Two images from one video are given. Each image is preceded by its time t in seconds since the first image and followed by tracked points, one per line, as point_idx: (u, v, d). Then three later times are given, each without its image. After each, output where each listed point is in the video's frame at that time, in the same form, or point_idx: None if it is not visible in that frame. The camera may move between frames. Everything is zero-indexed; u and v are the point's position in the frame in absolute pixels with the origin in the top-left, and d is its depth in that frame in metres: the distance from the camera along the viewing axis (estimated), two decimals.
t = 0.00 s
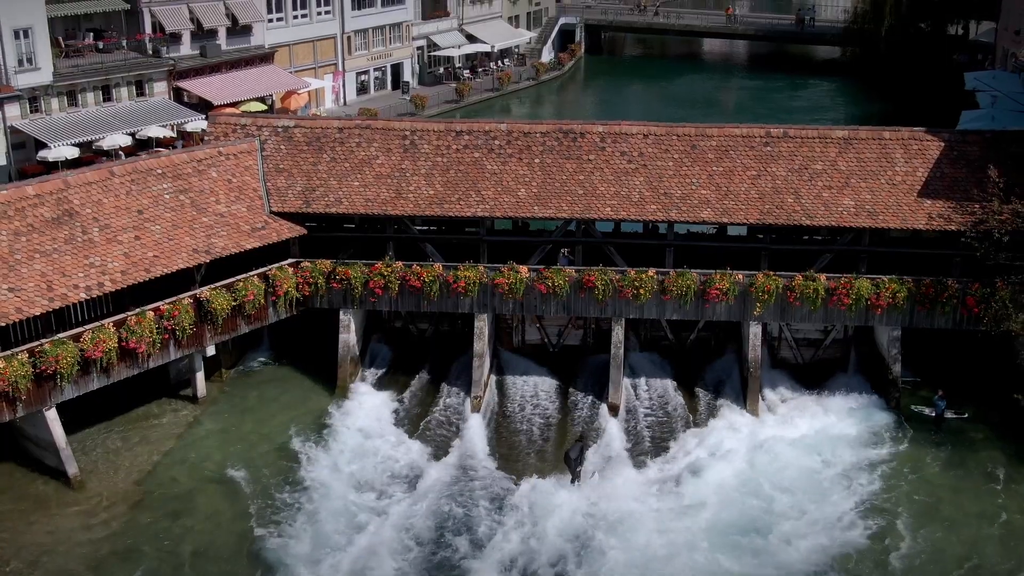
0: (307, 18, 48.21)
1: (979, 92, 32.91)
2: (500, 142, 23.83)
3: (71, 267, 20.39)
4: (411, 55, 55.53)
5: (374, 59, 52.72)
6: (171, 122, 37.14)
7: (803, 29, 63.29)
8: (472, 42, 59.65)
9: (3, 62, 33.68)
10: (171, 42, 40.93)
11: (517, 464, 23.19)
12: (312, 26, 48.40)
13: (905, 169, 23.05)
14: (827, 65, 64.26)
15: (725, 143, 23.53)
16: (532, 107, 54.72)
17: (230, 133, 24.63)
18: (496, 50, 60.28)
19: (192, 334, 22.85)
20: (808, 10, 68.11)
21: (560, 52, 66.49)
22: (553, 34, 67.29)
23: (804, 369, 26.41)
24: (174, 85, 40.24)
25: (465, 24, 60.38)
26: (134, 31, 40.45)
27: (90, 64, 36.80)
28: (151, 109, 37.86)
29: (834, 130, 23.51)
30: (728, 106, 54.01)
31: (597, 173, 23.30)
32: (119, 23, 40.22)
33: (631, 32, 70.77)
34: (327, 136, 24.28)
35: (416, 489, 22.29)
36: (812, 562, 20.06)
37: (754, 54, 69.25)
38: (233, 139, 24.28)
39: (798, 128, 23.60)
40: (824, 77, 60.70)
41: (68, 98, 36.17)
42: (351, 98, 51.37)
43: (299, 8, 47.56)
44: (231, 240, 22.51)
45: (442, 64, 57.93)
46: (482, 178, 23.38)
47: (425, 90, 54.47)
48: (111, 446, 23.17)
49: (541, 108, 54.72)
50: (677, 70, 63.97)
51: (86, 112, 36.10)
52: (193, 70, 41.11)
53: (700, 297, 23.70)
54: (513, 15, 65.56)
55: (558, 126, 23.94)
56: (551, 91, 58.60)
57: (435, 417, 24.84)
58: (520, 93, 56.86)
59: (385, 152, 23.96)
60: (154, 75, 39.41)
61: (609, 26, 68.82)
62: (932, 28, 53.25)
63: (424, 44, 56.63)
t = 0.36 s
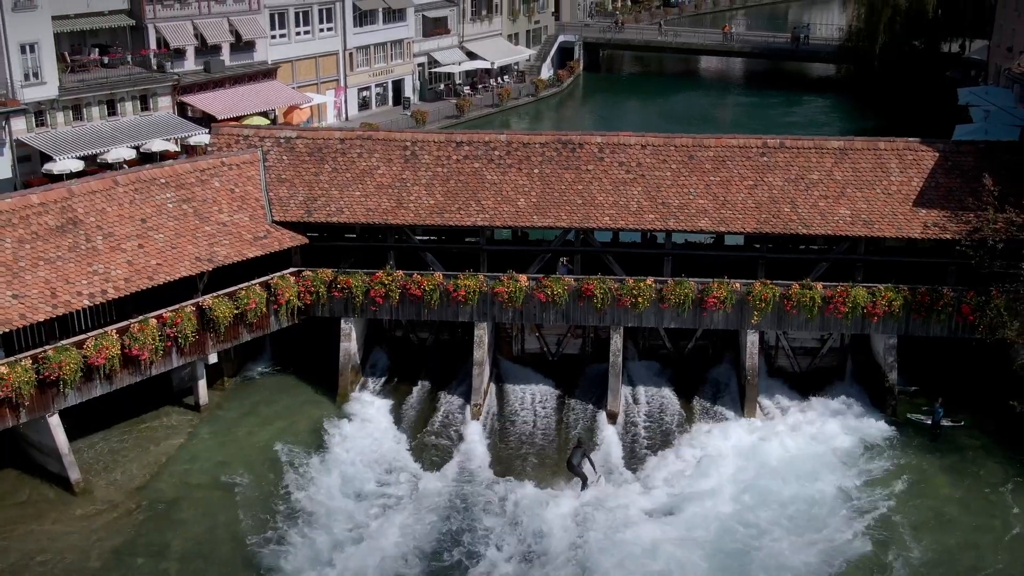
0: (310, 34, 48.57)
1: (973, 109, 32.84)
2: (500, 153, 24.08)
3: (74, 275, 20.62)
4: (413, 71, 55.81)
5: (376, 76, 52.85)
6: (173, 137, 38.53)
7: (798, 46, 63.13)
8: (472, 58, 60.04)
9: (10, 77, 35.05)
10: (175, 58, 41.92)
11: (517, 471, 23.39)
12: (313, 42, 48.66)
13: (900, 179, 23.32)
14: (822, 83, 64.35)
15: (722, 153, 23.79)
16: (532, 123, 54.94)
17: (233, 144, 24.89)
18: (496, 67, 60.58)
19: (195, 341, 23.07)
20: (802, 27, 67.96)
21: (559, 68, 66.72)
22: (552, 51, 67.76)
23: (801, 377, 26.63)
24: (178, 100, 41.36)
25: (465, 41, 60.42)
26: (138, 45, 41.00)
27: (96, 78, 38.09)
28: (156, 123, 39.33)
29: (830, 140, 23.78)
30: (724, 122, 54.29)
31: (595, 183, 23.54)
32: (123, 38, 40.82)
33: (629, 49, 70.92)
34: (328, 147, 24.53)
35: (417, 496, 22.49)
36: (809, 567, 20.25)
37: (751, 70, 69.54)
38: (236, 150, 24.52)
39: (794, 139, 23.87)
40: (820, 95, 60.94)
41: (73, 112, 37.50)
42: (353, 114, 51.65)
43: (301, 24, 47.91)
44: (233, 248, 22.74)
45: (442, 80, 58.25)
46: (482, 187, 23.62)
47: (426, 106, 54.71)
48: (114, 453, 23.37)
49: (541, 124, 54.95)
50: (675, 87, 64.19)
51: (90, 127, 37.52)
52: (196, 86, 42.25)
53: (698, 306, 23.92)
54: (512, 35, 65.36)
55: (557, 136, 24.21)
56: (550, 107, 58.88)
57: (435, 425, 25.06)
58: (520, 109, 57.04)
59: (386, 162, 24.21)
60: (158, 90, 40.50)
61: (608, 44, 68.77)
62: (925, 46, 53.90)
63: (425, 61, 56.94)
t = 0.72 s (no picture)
0: (313, 50, 49.10)
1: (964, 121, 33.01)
2: (499, 163, 24.34)
3: (78, 282, 20.85)
4: (415, 87, 56.12)
5: (378, 91, 53.13)
6: (177, 150, 38.99)
7: (794, 63, 63.35)
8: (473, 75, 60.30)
9: (16, 90, 35.71)
10: (180, 73, 42.56)
11: (516, 478, 23.60)
12: (316, 58, 49.19)
13: (895, 189, 23.58)
14: (816, 99, 64.55)
15: (719, 164, 24.06)
16: (532, 138, 55.10)
17: (236, 154, 25.15)
18: (496, 83, 60.83)
19: (196, 349, 23.29)
20: (797, 43, 68.12)
21: (558, 85, 67.01)
22: (551, 68, 68.08)
23: (798, 386, 26.91)
24: (182, 114, 41.96)
25: (465, 59, 60.72)
26: (142, 62, 41.43)
27: (101, 93, 38.47)
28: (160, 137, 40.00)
29: (825, 151, 24.06)
30: (721, 137, 54.54)
31: (594, 193, 23.79)
32: (128, 54, 41.17)
33: (627, 66, 71.18)
34: (330, 158, 24.79)
35: (417, 503, 22.70)
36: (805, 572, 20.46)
37: (747, 87, 69.82)
38: (238, 161, 24.78)
39: (790, 150, 24.15)
40: (816, 110, 61.15)
41: (78, 126, 38.09)
42: (354, 129, 51.91)
43: (304, 41, 48.53)
44: (236, 257, 22.97)
45: (443, 96, 58.57)
46: (481, 198, 23.86)
47: (427, 121, 54.93)
48: (116, 459, 23.59)
49: (540, 139, 55.13)
50: (674, 103, 64.48)
51: (94, 141, 38.07)
52: (199, 100, 42.69)
53: (695, 314, 24.17)
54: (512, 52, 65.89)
55: (556, 147, 24.48)
56: (550, 123, 59.13)
57: (435, 433, 25.29)
58: (520, 124, 57.30)
59: (387, 173, 24.46)
60: (162, 104, 41.10)
61: (606, 61, 68.92)
62: (918, 63, 54.99)
63: (425, 78, 57.16)
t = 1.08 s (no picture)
0: (314, 66, 49.29)
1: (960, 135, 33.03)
2: (498, 173, 24.60)
3: (81, 288, 21.08)
4: (416, 102, 56.39)
5: (380, 107, 53.30)
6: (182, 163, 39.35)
7: (790, 80, 63.56)
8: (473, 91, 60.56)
9: (22, 104, 36.02)
10: (184, 87, 42.96)
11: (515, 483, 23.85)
12: (318, 74, 49.41)
13: (889, 199, 23.85)
14: (811, 115, 64.73)
15: (716, 173, 24.33)
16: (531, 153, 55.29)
17: (238, 165, 25.41)
18: (496, 99, 61.08)
19: (199, 356, 23.51)
20: (793, 60, 68.25)
21: (557, 101, 67.28)
22: (550, 85, 68.33)
23: (794, 394, 27.16)
24: (186, 128, 42.56)
25: (465, 75, 60.94)
26: (146, 75, 42.03)
27: (106, 107, 39.15)
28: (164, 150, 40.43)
29: (821, 161, 24.34)
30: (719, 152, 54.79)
31: (592, 202, 24.05)
32: (134, 68, 41.88)
33: (626, 84, 71.43)
34: (331, 168, 25.05)
35: (417, 508, 22.94)
36: None
37: (743, 103, 70.09)
38: (241, 171, 25.05)
39: (786, 160, 24.43)
40: (813, 126, 61.36)
41: (83, 139, 38.55)
42: (356, 143, 52.21)
43: (305, 57, 48.68)
44: (238, 265, 23.20)
45: (444, 112, 58.95)
46: (481, 207, 24.11)
47: (428, 136, 55.19)
48: (119, 465, 23.80)
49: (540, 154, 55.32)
50: (672, 119, 64.82)
51: (100, 154, 38.46)
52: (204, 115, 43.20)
53: (693, 322, 24.41)
54: (512, 68, 66.29)
55: (554, 158, 24.75)
56: (549, 138, 59.41)
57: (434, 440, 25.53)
58: (520, 140, 57.60)
59: (387, 183, 24.72)
60: (166, 118, 41.69)
61: (605, 78, 69.09)
62: (912, 80, 54.37)
63: (425, 94, 57.59)
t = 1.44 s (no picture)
0: (317, 82, 49.87)
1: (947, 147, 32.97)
2: (498, 183, 24.90)
3: (85, 295, 21.31)
4: (416, 118, 56.69)
5: (381, 121, 53.81)
6: (186, 176, 39.64)
7: (785, 96, 63.83)
8: (473, 106, 60.87)
9: (28, 117, 36.40)
10: (188, 102, 43.45)
11: (514, 489, 24.12)
12: (321, 90, 50.01)
13: (884, 208, 24.14)
14: (806, 131, 64.90)
15: (712, 183, 24.63)
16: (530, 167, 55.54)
17: (241, 175, 25.70)
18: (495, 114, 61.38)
19: (201, 363, 23.74)
20: (790, 77, 68.63)
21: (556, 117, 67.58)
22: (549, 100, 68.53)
23: (790, 401, 27.43)
24: (190, 141, 42.86)
25: (465, 91, 61.30)
26: (152, 90, 42.46)
27: (111, 120, 39.61)
28: (168, 162, 40.71)
29: (816, 171, 24.64)
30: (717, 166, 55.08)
31: (590, 211, 24.32)
32: (139, 82, 42.23)
33: (623, 100, 71.71)
34: (333, 178, 25.34)
35: (416, 515, 23.19)
36: None
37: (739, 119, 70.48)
38: (243, 180, 25.32)
39: (781, 169, 24.74)
40: (808, 141, 61.59)
41: (88, 152, 38.98)
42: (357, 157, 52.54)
43: (308, 72, 49.26)
44: (240, 273, 23.44)
45: (444, 127, 59.39)
46: (480, 216, 24.38)
47: (429, 151, 55.52)
48: (121, 471, 24.02)
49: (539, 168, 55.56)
50: (670, 134, 65.22)
51: (104, 166, 38.85)
52: (208, 129, 43.74)
53: (690, 330, 24.66)
54: (512, 84, 66.68)
55: (553, 167, 25.05)
56: (549, 153, 59.75)
57: (434, 446, 25.77)
58: (519, 154, 57.92)
59: (388, 192, 25.00)
60: (170, 133, 41.94)
61: (603, 94, 69.32)
62: (905, 96, 54.42)
63: (426, 109, 58.05)
